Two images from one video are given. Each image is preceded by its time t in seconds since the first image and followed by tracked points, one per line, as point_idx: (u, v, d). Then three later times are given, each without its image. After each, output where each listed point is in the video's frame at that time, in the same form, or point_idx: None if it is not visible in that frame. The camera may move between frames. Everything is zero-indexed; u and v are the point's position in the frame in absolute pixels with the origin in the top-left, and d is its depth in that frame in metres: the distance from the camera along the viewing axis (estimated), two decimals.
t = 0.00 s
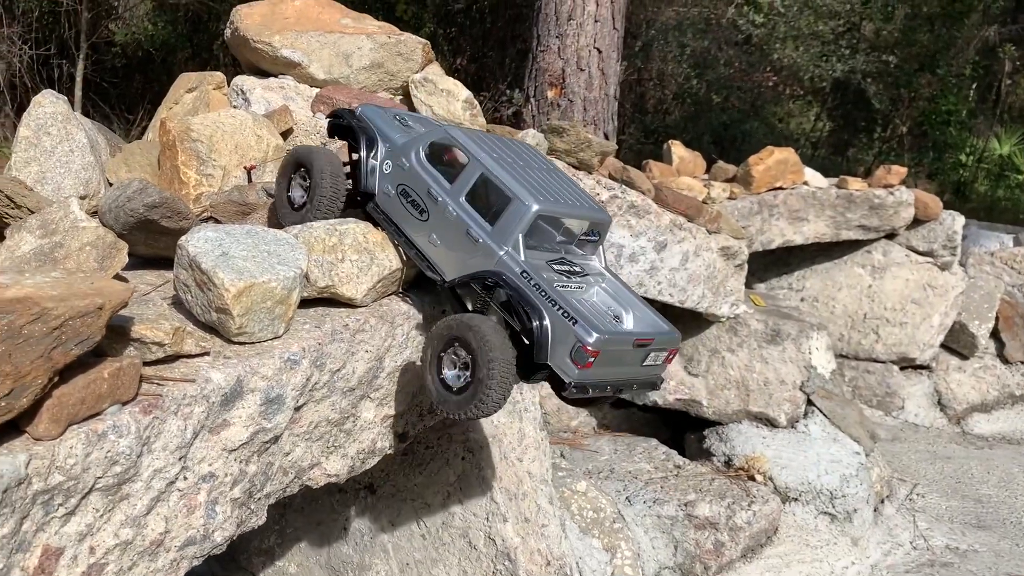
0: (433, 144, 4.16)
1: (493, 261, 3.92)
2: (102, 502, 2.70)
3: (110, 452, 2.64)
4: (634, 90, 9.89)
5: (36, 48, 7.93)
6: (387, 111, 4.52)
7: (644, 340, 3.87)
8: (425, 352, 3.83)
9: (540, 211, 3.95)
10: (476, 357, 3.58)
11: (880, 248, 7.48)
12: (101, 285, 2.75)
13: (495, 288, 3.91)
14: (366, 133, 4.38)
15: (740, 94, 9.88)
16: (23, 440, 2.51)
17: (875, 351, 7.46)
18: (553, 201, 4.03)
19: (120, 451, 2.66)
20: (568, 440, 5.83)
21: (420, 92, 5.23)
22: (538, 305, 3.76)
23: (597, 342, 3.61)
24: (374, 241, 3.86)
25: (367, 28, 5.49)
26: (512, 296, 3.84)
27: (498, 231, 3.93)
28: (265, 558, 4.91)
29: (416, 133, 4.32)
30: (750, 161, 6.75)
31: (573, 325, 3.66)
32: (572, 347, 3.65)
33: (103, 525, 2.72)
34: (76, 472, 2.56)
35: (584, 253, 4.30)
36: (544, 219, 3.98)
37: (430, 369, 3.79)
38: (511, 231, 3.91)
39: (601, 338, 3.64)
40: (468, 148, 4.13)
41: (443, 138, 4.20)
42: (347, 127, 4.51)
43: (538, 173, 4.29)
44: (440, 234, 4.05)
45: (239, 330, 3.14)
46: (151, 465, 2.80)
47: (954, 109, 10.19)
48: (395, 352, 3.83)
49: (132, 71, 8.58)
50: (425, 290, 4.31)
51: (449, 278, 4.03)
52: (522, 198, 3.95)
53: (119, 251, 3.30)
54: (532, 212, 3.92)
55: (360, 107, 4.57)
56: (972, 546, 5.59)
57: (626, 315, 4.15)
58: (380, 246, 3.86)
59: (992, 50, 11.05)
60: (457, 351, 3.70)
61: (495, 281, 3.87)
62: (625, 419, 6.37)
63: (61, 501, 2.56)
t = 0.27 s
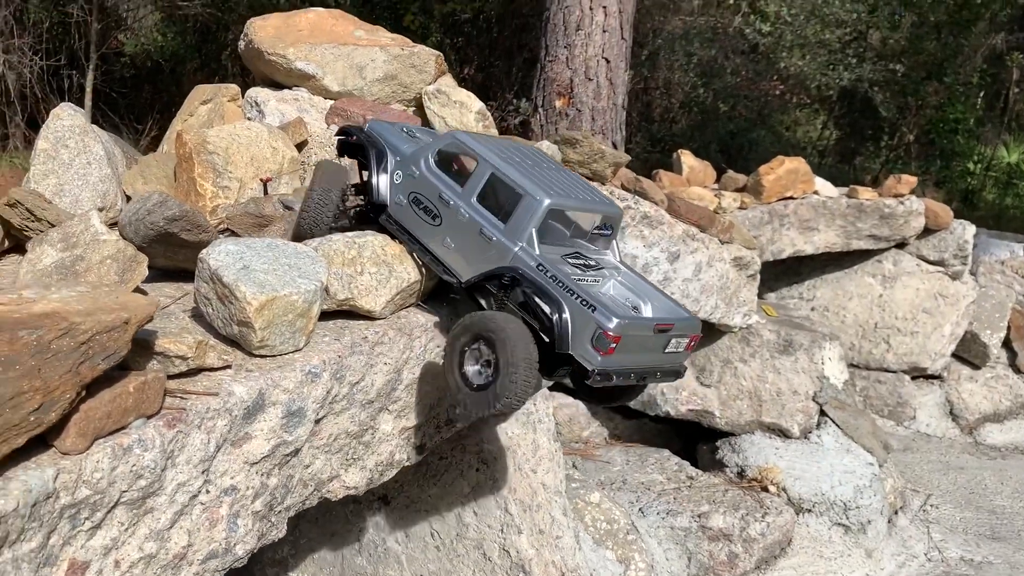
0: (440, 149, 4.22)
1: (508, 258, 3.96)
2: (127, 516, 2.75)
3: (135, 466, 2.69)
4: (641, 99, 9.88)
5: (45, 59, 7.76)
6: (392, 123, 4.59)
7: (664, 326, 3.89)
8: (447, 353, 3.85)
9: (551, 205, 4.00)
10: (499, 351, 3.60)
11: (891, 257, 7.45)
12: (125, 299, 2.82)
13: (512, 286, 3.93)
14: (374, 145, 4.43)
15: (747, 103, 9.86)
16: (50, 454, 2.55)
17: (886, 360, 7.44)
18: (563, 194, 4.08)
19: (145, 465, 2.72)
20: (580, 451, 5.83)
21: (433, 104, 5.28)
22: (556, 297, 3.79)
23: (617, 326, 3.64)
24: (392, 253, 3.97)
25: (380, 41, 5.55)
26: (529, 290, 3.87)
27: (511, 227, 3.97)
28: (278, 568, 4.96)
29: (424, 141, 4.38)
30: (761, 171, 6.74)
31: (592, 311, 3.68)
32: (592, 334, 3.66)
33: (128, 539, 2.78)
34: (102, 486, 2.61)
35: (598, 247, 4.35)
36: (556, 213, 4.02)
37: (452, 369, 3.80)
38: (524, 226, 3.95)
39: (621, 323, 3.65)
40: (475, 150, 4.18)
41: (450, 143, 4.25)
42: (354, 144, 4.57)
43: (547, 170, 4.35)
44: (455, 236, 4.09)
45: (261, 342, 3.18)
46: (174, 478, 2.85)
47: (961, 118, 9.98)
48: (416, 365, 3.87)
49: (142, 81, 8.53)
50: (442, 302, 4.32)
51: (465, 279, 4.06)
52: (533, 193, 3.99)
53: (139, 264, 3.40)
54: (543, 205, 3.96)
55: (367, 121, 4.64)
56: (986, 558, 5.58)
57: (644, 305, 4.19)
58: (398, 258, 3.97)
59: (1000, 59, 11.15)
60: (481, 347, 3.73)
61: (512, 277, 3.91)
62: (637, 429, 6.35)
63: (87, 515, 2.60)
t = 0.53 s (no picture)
0: (443, 164, 4.26)
1: (514, 266, 3.98)
2: (144, 541, 2.82)
3: (152, 492, 2.78)
4: (648, 110, 9.82)
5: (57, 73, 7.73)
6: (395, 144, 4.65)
7: (670, 324, 3.94)
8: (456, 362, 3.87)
9: (553, 212, 4.03)
10: (512, 358, 3.65)
11: (900, 270, 7.42)
12: (142, 325, 2.89)
13: (519, 294, 3.96)
14: (379, 165, 4.48)
15: (755, 113, 9.88)
16: (69, 481, 2.63)
17: (896, 374, 7.44)
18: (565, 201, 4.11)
19: (162, 492, 2.80)
20: (589, 466, 5.84)
21: (443, 122, 5.34)
22: (562, 300, 3.81)
23: (622, 325, 3.67)
24: (404, 274, 4.00)
25: (391, 60, 5.64)
26: (535, 296, 3.90)
27: (515, 236, 3.99)
28: None
29: (428, 159, 4.43)
30: (768, 185, 6.75)
31: (598, 312, 3.71)
32: (598, 335, 3.70)
33: (144, 564, 2.86)
34: (120, 514, 2.69)
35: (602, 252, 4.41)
36: (558, 219, 4.05)
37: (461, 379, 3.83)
38: (528, 234, 3.97)
39: (626, 323, 3.69)
40: (477, 163, 4.21)
41: (452, 158, 4.29)
42: (361, 168, 4.62)
43: (549, 181, 4.38)
44: (461, 249, 4.11)
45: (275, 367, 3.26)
46: (191, 503, 2.93)
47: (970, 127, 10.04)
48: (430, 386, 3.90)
49: (152, 94, 8.54)
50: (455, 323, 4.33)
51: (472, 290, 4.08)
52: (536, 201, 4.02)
53: (154, 286, 3.46)
54: (546, 213, 3.98)
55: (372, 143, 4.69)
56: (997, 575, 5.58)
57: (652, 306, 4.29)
58: (411, 280, 3.99)
59: (1007, 67, 10.86)
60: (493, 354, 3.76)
61: (519, 285, 3.94)
62: (646, 444, 6.33)
63: (105, 542, 2.67)
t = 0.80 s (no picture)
0: (434, 169, 4.29)
1: (496, 262, 3.94)
2: (151, 556, 2.82)
3: (159, 507, 2.77)
4: (655, 120, 9.63)
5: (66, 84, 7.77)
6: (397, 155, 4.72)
7: (654, 312, 3.79)
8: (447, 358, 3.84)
9: (532, 204, 3.96)
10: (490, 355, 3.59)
11: (909, 280, 7.38)
12: (150, 340, 2.89)
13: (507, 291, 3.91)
14: (378, 176, 4.56)
15: (762, 123, 9.84)
16: (77, 496, 2.63)
17: (905, 385, 7.40)
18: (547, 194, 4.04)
19: (169, 506, 2.79)
20: (597, 479, 5.83)
21: (451, 134, 5.38)
22: (539, 294, 3.74)
23: (596, 314, 3.56)
24: (412, 286, 3.98)
25: (398, 72, 5.65)
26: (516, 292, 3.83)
27: (496, 232, 3.96)
28: None
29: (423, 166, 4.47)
30: (777, 196, 6.71)
31: (573, 302, 3.61)
32: (573, 326, 3.59)
33: None
34: (127, 528, 2.68)
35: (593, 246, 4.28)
36: (539, 212, 3.98)
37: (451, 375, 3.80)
38: (507, 229, 3.93)
39: (600, 312, 3.57)
40: (463, 164, 4.21)
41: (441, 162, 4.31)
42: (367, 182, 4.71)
43: (540, 178, 4.33)
44: (451, 250, 4.12)
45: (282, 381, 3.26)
46: (198, 517, 2.92)
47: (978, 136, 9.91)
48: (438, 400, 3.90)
49: (160, 104, 8.55)
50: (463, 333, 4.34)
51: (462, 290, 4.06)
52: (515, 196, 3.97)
53: (162, 299, 3.47)
54: (524, 206, 3.92)
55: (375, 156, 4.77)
56: None
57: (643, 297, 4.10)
58: (419, 292, 3.98)
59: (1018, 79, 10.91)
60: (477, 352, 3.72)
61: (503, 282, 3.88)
62: (654, 456, 6.32)
63: (111, 557, 2.66)
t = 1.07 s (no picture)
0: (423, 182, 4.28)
1: (497, 262, 3.91)
2: (155, 568, 2.82)
3: (163, 520, 2.77)
4: (659, 127, 9.68)
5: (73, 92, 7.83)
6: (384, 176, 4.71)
7: (662, 288, 3.77)
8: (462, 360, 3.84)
9: (526, 200, 3.95)
10: (506, 357, 3.60)
11: (914, 289, 7.36)
12: (155, 352, 2.90)
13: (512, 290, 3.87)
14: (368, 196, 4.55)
15: (766, 130, 9.68)
16: (81, 509, 2.64)
17: (910, 394, 7.39)
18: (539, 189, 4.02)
19: (173, 519, 2.79)
20: (602, 488, 5.82)
21: (455, 143, 5.39)
22: (546, 285, 3.71)
23: (606, 295, 3.54)
24: (416, 296, 3.98)
25: (402, 81, 5.67)
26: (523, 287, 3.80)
27: (494, 232, 3.94)
28: None
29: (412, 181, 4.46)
30: (781, 204, 6.70)
31: (581, 286, 3.59)
32: (584, 310, 3.57)
33: None
34: (130, 541, 2.68)
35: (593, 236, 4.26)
36: (533, 207, 3.96)
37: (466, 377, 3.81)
38: (504, 228, 3.91)
39: (609, 292, 3.55)
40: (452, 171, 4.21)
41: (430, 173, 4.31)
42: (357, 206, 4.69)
43: (530, 177, 4.32)
44: (451, 258, 4.09)
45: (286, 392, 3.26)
46: (202, 529, 2.92)
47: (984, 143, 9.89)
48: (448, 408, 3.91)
49: (165, 112, 8.68)
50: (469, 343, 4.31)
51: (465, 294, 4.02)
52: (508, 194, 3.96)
53: (167, 309, 3.49)
54: (518, 203, 3.91)
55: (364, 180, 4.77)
56: None
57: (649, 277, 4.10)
58: (423, 302, 3.98)
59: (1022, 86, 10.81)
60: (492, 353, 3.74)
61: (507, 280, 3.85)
62: (658, 465, 6.31)
63: (115, 569, 2.66)
